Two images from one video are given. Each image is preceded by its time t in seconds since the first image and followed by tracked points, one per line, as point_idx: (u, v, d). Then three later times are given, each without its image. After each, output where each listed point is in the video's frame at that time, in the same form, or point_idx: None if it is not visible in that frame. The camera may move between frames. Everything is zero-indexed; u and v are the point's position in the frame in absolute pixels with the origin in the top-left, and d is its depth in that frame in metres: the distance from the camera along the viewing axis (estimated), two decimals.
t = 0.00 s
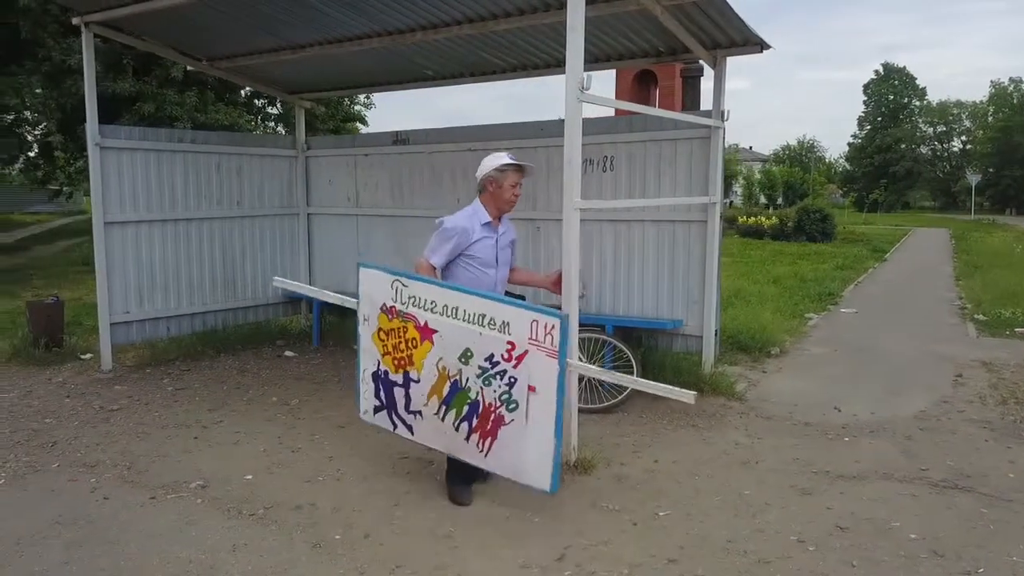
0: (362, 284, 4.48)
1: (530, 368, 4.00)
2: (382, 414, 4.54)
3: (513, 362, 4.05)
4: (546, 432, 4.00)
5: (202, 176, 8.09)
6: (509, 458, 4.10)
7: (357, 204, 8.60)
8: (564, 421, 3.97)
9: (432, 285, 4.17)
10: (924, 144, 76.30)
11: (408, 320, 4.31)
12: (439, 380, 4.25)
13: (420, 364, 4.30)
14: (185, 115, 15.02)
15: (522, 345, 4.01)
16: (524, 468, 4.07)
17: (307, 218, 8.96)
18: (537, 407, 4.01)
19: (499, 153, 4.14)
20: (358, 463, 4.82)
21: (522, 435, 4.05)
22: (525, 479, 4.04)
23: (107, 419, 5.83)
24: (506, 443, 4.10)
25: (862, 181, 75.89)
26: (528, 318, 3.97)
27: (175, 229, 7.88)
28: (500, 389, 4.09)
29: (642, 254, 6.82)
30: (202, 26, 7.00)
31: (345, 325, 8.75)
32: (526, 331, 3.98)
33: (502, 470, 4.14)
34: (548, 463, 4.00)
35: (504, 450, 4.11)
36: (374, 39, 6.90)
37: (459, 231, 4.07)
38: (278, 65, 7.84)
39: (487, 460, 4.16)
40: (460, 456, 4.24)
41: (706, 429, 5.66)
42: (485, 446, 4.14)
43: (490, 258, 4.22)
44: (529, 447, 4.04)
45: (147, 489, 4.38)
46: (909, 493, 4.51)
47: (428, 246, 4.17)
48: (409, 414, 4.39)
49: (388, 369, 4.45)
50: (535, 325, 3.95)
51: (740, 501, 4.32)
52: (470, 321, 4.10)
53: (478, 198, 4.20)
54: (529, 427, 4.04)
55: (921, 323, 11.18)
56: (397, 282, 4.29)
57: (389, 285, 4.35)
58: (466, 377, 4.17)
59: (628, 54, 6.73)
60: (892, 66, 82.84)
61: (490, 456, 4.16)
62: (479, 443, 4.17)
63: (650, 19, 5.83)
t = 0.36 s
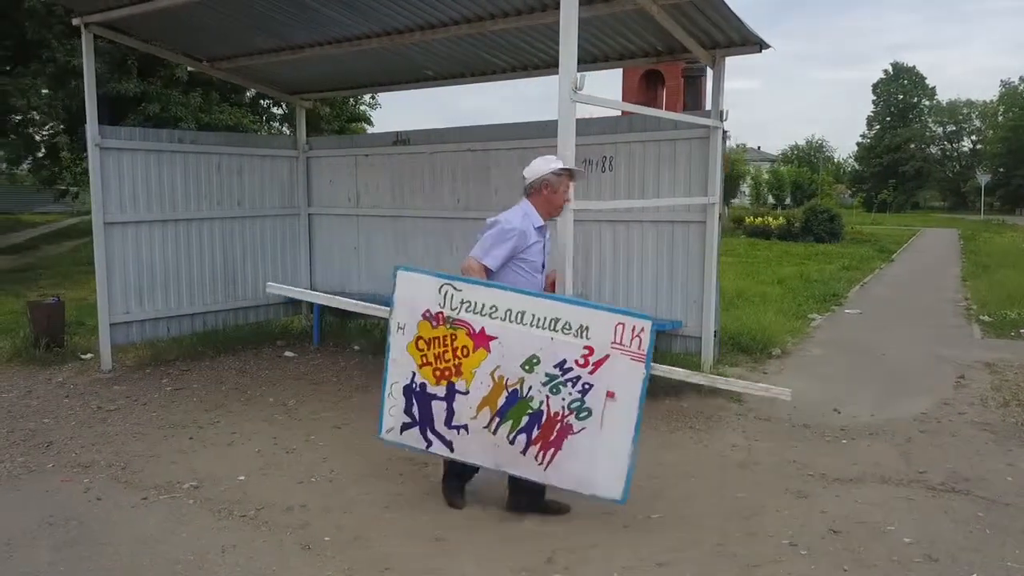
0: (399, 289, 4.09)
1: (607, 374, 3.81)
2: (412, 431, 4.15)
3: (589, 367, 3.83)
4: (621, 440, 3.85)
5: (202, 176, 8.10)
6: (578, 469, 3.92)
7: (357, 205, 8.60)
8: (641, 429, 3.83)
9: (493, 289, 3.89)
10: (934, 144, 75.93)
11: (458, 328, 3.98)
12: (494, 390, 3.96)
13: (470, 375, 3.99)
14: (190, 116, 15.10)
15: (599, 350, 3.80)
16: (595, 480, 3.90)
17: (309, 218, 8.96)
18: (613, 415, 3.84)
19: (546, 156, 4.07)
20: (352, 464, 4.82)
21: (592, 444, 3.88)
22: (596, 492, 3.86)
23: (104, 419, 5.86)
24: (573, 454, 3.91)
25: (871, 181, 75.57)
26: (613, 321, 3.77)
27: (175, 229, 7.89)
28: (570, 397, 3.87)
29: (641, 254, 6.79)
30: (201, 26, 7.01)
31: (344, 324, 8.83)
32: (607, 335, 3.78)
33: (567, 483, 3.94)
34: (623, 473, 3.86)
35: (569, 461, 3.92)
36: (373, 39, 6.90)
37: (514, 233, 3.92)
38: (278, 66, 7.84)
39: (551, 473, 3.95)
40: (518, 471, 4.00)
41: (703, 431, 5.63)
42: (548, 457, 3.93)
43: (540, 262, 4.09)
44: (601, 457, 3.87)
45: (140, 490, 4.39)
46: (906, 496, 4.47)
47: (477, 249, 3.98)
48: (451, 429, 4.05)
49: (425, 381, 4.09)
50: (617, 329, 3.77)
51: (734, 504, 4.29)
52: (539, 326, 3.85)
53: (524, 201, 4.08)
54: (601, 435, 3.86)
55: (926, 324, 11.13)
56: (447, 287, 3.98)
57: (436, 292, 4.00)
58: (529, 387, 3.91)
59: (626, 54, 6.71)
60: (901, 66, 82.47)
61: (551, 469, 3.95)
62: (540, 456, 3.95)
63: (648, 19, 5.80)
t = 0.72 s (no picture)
0: (459, 284, 3.72)
1: (676, 369, 3.80)
2: (465, 439, 3.83)
3: (661, 362, 3.80)
4: (687, 433, 3.87)
5: (198, 176, 8.11)
6: (642, 466, 3.90)
7: (353, 205, 8.59)
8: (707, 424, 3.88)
9: (566, 285, 3.70)
10: (942, 143, 75.57)
11: (525, 326, 3.73)
12: (561, 390, 3.78)
13: (535, 375, 3.77)
14: (192, 116, 15.14)
15: (672, 345, 3.77)
16: (660, 476, 3.91)
17: (305, 219, 8.95)
18: (683, 409, 3.84)
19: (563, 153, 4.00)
20: (338, 465, 4.81)
21: (657, 439, 3.87)
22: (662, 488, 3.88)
23: (95, 419, 5.87)
24: (637, 451, 3.89)
25: (879, 181, 75.25)
26: (687, 314, 3.76)
27: (170, 229, 7.90)
28: (639, 393, 3.82)
29: (635, 253, 6.78)
30: (195, 26, 7.01)
31: (341, 325, 8.75)
32: (680, 329, 3.76)
33: (630, 480, 3.90)
34: (687, 467, 3.91)
35: (633, 458, 3.88)
36: (365, 39, 6.89)
37: (564, 228, 3.77)
38: (273, 66, 7.84)
39: (615, 472, 3.88)
40: (582, 472, 3.87)
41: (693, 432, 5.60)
42: (615, 455, 3.87)
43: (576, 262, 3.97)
44: (668, 452, 3.88)
45: (125, 490, 4.39)
46: (894, 499, 4.43)
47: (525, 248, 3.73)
48: (512, 433, 3.80)
49: (483, 383, 3.78)
50: (691, 324, 3.76)
51: (719, 506, 4.26)
52: (612, 321, 3.74)
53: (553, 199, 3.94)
54: (668, 429, 3.86)
55: (927, 325, 11.06)
56: (512, 283, 3.70)
57: (502, 288, 3.70)
58: (598, 384, 3.79)
59: (620, 53, 6.68)
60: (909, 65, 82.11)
61: (616, 467, 3.88)
62: (604, 455, 3.86)
63: (638, 18, 5.77)
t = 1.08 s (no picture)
0: (525, 291, 3.71)
1: (718, 345, 4.14)
2: (538, 443, 3.85)
3: (705, 340, 4.11)
4: (727, 401, 4.23)
5: (191, 176, 8.12)
6: (692, 439, 4.20)
7: (347, 205, 8.59)
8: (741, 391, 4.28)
9: (624, 279, 3.86)
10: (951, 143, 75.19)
11: (588, 324, 3.83)
12: (622, 380, 3.95)
13: (600, 369, 3.90)
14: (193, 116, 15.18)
15: (714, 322, 4.10)
16: (707, 446, 4.24)
17: (300, 219, 8.95)
18: (723, 380, 4.20)
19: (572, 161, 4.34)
20: (320, 465, 4.81)
21: (704, 413, 4.19)
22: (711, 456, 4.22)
23: (83, 418, 5.89)
24: (686, 426, 4.18)
25: (887, 181, 74.92)
26: (724, 293, 4.09)
27: (164, 230, 7.91)
28: (689, 372, 4.10)
29: (625, 254, 6.75)
30: (185, 27, 7.02)
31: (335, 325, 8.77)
32: (720, 308, 4.09)
33: (682, 454, 4.20)
34: (728, 435, 4.27)
35: (684, 433, 4.18)
36: (355, 39, 6.88)
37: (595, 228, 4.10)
38: (265, 66, 7.84)
39: (669, 449, 4.16)
40: (642, 454, 4.09)
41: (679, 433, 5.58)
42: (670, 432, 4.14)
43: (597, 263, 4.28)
44: (713, 422, 4.22)
45: (105, 490, 4.40)
46: (876, 501, 4.40)
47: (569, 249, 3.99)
48: (582, 429, 3.90)
49: (552, 386, 3.83)
50: (729, 301, 4.11)
51: (698, 508, 4.24)
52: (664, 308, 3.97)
53: (573, 203, 4.25)
54: (712, 402, 4.19)
55: (926, 326, 10.99)
56: (575, 282, 3.78)
57: (566, 290, 3.77)
58: (653, 370, 4.01)
59: (609, 53, 6.65)
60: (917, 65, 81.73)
61: (670, 444, 4.15)
62: (660, 435, 4.11)
63: (624, 17, 5.75)
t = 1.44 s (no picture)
0: (560, 268, 3.97)
1: (709, 297, 4.62)
2: (579, 411, 4.11)
3: (700, 295, 4.56)
4: (716, 347, 4.74)
5: (183, 177, 8.14)
6: (696, 386, 4.67)
7: (340, 205, 8.60)
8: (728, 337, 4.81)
9: (639, 247, 4.21)
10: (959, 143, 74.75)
11: (612, 293, 4.16)
12: (641, 341, 4.32)
13: (623, 333, 4.24)
14: (192, 117, 15.22)
15: (706, 276, 4.58)
16: (707, 390, 4.73)
17: (293, 219, 8.97)
18: (713, 329, 4.69)
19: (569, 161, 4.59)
20: (298, 466, 4.81)
21: (702, 361, 4.67)
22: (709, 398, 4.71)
23: (68, 418, 5.90)
24: (690, 375, 4.63)
25: (895, 181, 74.55)
26: (710, 249, 4.58)
27: (156, 230, 7.93)
28: (690, 325, 4.55)
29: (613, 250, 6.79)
30: (175, 29, 7.04)
31: (327, 325, 8.77)
32: (709, 262, 4.57)
33: (689, 401, 4.65)
34: (720, 377, 4.80)
35: (689, 382, 4.63)
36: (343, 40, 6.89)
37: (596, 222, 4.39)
38: (255, 67, 7.85)
39: (680, 397, 4.58)
40: (660, 406, 4.48)
41: (662, 434, 5.56)
42: (679, 382, 4.56)
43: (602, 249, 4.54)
44: (708, 367, 4.72)
45: (82, 490, 4.41)
46: (853, 504, 4.38)
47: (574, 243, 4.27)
48: (615, 391, 4.22)
49: (587, 355, 4.12)
50: (715, 255, 4.60)
51: (673, 510, 4.23)
52: (669, 269, 4.38)
53: (573, 201, 4.51)
54: (708, 349, 4.69)
55: (924, 327, 10.92)
56: (600, 255, 4.08)
57: (593, 262, 4.07)
58: (664, 327, 4.41)
59: (596, 53, 6.63)
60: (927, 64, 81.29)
61: (680, 393, 4.59)
62: (672, 386, 4.52)
63: (608, 18, 5.73)
